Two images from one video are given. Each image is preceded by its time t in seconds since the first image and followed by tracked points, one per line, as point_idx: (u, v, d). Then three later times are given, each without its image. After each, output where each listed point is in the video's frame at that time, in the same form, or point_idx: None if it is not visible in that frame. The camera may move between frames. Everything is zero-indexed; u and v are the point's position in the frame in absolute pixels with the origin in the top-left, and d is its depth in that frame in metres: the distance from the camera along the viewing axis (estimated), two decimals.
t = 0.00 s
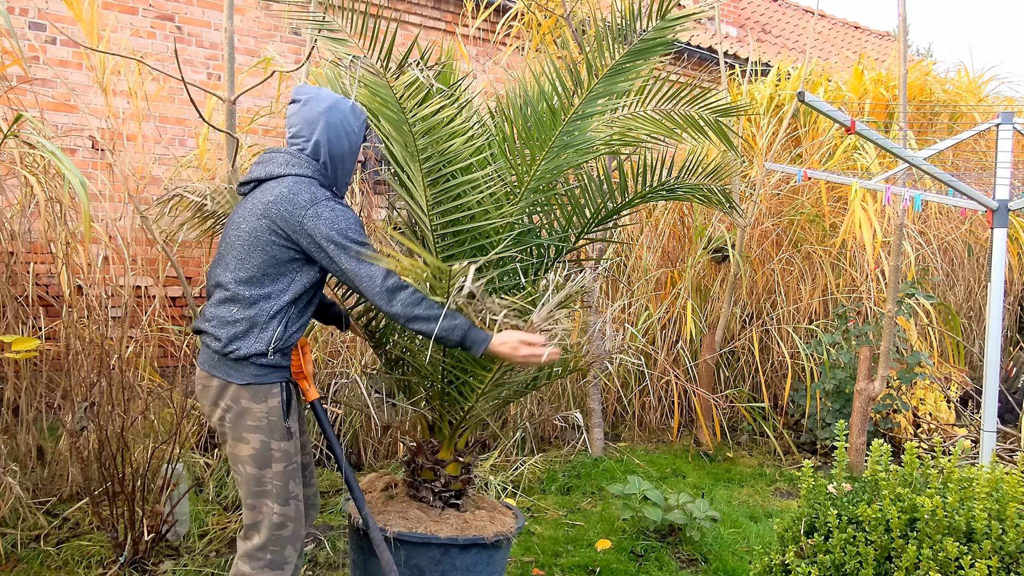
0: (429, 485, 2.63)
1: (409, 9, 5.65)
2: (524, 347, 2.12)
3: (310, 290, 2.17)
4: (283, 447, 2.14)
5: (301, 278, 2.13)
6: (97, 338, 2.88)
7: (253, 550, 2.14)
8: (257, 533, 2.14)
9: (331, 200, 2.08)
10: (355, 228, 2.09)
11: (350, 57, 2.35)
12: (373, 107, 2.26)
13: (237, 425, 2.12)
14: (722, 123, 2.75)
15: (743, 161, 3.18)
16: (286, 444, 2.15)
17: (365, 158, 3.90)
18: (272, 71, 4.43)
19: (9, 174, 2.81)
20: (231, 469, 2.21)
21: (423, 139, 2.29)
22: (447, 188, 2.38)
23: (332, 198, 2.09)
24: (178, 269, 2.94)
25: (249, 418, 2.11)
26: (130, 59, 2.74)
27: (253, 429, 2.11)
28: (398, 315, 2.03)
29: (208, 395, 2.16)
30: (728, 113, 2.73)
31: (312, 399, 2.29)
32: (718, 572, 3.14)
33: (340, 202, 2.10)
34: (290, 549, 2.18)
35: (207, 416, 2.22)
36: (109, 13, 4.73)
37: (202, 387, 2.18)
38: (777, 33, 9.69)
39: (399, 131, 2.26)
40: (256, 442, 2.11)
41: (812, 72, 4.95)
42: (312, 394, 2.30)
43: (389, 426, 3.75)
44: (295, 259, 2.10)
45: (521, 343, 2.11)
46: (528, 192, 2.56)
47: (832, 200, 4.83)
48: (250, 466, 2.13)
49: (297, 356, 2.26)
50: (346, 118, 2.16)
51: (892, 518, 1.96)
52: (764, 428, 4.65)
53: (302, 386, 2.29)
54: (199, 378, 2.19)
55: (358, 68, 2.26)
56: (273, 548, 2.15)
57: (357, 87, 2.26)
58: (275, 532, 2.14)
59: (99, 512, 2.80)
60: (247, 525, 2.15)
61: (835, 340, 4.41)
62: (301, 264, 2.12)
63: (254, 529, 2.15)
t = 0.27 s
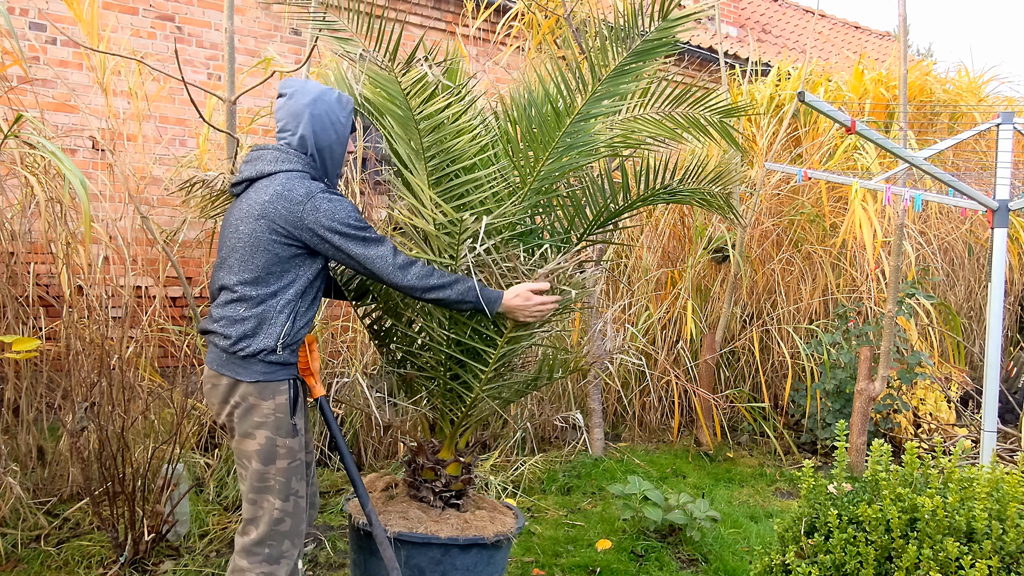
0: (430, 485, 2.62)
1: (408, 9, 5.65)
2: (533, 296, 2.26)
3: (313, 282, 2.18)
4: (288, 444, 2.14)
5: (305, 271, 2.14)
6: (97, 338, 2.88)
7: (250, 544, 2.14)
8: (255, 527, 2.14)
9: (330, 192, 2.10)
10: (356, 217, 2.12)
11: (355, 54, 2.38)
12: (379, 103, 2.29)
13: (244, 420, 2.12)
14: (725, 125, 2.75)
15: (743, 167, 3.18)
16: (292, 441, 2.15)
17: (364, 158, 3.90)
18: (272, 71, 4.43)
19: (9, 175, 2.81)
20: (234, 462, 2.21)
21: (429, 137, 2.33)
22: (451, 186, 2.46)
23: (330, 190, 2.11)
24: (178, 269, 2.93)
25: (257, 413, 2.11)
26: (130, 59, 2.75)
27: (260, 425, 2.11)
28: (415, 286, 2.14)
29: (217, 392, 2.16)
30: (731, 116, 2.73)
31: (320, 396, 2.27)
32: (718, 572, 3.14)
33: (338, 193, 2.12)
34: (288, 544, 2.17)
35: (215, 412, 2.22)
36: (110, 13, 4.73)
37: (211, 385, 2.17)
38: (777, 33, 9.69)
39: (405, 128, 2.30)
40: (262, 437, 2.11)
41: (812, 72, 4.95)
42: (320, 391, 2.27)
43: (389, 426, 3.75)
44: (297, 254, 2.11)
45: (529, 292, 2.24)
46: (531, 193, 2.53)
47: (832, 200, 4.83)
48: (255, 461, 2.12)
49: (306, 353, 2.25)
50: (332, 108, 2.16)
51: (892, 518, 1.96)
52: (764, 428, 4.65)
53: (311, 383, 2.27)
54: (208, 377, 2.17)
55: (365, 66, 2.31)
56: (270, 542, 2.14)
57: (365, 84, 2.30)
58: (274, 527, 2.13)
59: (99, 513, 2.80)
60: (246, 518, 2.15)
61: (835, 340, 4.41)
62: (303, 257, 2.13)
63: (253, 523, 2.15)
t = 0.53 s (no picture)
0: (430, 485, 2.62)
1: (408, 9, 5.65)
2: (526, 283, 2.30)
3: (309, 278, 2.18)
4: (288, 443, 2.14)
5: (300, 268, 2.14)
6: (97, 338, 2.88)
7: (249, 543, 2.13)
8: (254, 525, 2.14)
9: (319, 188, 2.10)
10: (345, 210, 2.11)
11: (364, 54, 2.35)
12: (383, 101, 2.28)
13: (245, 419, 2.12)
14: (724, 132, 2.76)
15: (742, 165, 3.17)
16: (293, 440, 2.15)
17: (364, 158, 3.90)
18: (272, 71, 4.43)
19: (9, 175, 2.81)
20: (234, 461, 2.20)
21: (433, 137, 2.32)
22: (454, 185, 2.41)
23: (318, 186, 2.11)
24: (178, 269, 2.93)
25: (258, 412, 2.11)
26: (130, 59, 2.75)
27: (261, 424, 2.11)
28: (407, 278, 2.16)
29: (218, 391, 2.16)
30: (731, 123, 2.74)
31: (321, 395, 2.28)
32: (718, 572, 3.14)
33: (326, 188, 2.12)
34: (286, 543, 2.17)
35: (216, 410, 2.22)
36: (110, 13, 4.73)
37: (212, 385, 2.17)
38: (777, 33, 9.69)
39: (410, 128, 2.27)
40: (263, 436, 2.11)
41: (812, 72, 4.95)
42: (321, 390, 2.28)
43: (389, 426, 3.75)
44: (291, 252, 2.11)
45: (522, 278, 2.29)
46: (532, 193, 2.55)
47: (832, 200, 4.83)
48: (255, 460, 2.12)
49: (306, 352, 2.26)
50: (312, 101, 2.15)
51: (892, 518, 1.96)
52: (764, 428, 4.65)
53: (311, 382, 2.28)
54: (209, 377, 2.17)
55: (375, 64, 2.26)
56: (269, 540, 2.14)
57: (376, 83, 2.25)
58: (273, 525, 2.13)
59: (99, 513, 2.80)
60: (244, 516, 2.14)
61: (835, 341, 4.41)
62: (297, 254, 2.13)
63: (252, 522, 2.14)
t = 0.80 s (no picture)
0: (429, 485, 2.62)
1: (408, 9, 5.65)
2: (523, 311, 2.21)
3: (305, 279, 2.18)
4: (287, 443, 2.14)
5: (295, 270, 2.14)
6: (97, 338, 2.88)
7: (249, 542, 2.13)
8: (254, 525, 2.14)
9: (310, 190, 2.08)
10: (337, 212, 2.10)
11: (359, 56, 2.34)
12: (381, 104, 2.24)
13: (244, 419, 2.12)
14: (723, 129, 2.76)
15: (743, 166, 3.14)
16: (292, 440, 2.14)
17: (364, 158, 3.89)
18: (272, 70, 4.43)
19: (9, 175, 2.81)
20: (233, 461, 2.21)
21: (430, 140, 2.29)
22: (451, 188, 2.41)
23: (309, 188, 2.09)
24: (178, 269, 2.93)
25: (256, 412, 2.11)
26: (130, 59, 2.75)
27: (260, 424, 2.11)
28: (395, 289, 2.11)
29: (217, 393, 2.16)
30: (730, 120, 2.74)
31: (318, 396, 2.26)
32: (718, 572, 3.14)
33: (318, 190, 2.11)
34: (287, 542, 2.17)
35: (215, 411, 2.22)
36: (110, 13, 4.73)
37: (211, 386, 2.17)
38: (777, 33, 9.69)
39: (406, 130, 2.26)
40: (262, 436, 2.11)
41: (812, 72, 4.95)
42: (319, 391, 2.27)
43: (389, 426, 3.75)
44: (285, 254, 2.11)
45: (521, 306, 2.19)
46: (531, 193, 2.55)
47: (832, 200, 4.83)
48: (254, 460, 2.12)
49: (304, 353, 2.24)
50: (303, 99, 2.13)
51: (892, 518, 1.96)
52: (764, 428, 4.65)
53: (309, 382, 2.27)
54: (208, 378, 2.17)
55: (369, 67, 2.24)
56: (269, 540, 2.14)
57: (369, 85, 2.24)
58: (272, 525, 2.13)
59: (99, 513, 2.80)
60: (244, 516, 2.14)
61: (835, 340, 4.42)
62: (291, 256, 2.12)
63: (251, 522, 2.14)
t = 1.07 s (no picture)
0: (429, 485, 2.63)
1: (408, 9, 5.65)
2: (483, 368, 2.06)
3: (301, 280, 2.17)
4: (289, 443, 2.14)
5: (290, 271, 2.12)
6: (97, 338, 2.88)
7: (249, 543, 2.13)
8: (254, 526, 2.13)
9: (296, 192, 2.03)
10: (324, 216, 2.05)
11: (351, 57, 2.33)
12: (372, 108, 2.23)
13: (246, 419, 2.12)
14: (723, 122, 2.74)
15: (744, 161, 3.16)
16: (293, 441, 2.14)
17: (364, 158, 3.90)
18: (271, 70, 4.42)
19: (9, 174, 2.81)
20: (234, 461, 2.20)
21: (423, 139, 2.27)
22: (448, 188, 2.38)
23: (296, 190, 2.04)
24: (178, 269, 2.93)
25: (258, 413, 2.11)
26: (130, 59, 2.75)
27: (262, 424, 2.11)
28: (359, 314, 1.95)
29: (218, 394, 2.16)
30: (729, 112, 2.73)
31: (321, 394, 2.24)
32: (718, 572, 3.14)
33: (306, 192, 2.05)
34: (288, 542, 2.17)
35: (216, 411, 2.22)
36: (110, 13, 4.73)
37: (212, 388, 2.18)
38: (777, 33, 9.69)
39: (399, 131, 2.24)
40: (263, 437, 2.11)
41: (812, 72, 4.95)
42: (320, 389, 2.24)
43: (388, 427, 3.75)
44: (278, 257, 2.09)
45: (481, 365, 2.04)
46: (528, 192, 2.56)
47: (832, 200, 4.83)
48: (256, 460, 2.12)
49: (305, 351, 2.22)
50: (296, 96, 2.10)
51: (892, 518, 1.96)
52: (764, 428, 4.65)
53: (311, 381, 2.24)
54: (209, 379, 2.18)
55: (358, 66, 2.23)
56: (270, 540, 2.14)
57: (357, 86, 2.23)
58: (274, 525, 2.13)
59: (99, 512, 2.80)
60: (245, 516, 2.14)
61: (835, 340, 4.42)
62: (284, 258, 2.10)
63: (252, 522, 2.14)
